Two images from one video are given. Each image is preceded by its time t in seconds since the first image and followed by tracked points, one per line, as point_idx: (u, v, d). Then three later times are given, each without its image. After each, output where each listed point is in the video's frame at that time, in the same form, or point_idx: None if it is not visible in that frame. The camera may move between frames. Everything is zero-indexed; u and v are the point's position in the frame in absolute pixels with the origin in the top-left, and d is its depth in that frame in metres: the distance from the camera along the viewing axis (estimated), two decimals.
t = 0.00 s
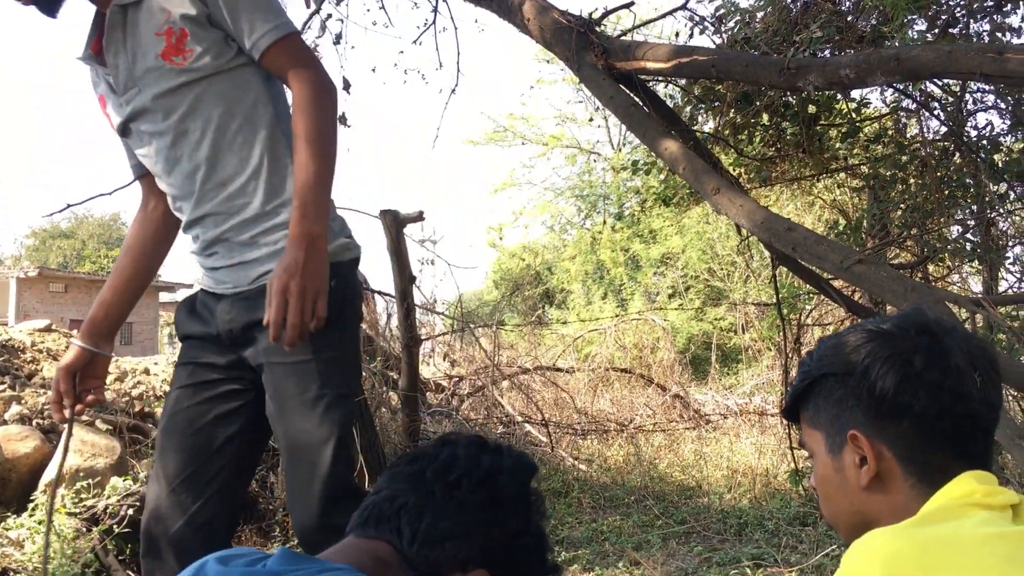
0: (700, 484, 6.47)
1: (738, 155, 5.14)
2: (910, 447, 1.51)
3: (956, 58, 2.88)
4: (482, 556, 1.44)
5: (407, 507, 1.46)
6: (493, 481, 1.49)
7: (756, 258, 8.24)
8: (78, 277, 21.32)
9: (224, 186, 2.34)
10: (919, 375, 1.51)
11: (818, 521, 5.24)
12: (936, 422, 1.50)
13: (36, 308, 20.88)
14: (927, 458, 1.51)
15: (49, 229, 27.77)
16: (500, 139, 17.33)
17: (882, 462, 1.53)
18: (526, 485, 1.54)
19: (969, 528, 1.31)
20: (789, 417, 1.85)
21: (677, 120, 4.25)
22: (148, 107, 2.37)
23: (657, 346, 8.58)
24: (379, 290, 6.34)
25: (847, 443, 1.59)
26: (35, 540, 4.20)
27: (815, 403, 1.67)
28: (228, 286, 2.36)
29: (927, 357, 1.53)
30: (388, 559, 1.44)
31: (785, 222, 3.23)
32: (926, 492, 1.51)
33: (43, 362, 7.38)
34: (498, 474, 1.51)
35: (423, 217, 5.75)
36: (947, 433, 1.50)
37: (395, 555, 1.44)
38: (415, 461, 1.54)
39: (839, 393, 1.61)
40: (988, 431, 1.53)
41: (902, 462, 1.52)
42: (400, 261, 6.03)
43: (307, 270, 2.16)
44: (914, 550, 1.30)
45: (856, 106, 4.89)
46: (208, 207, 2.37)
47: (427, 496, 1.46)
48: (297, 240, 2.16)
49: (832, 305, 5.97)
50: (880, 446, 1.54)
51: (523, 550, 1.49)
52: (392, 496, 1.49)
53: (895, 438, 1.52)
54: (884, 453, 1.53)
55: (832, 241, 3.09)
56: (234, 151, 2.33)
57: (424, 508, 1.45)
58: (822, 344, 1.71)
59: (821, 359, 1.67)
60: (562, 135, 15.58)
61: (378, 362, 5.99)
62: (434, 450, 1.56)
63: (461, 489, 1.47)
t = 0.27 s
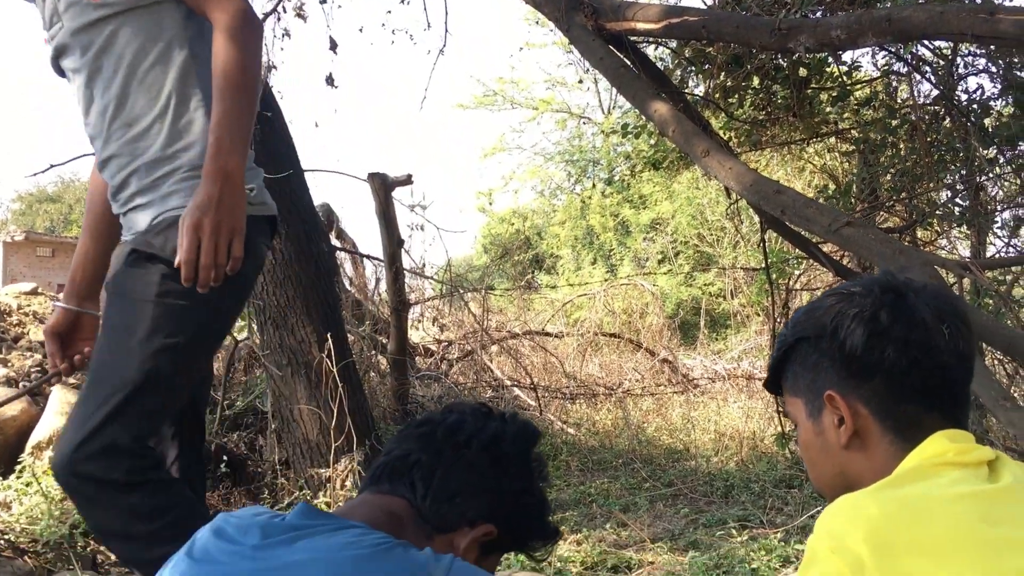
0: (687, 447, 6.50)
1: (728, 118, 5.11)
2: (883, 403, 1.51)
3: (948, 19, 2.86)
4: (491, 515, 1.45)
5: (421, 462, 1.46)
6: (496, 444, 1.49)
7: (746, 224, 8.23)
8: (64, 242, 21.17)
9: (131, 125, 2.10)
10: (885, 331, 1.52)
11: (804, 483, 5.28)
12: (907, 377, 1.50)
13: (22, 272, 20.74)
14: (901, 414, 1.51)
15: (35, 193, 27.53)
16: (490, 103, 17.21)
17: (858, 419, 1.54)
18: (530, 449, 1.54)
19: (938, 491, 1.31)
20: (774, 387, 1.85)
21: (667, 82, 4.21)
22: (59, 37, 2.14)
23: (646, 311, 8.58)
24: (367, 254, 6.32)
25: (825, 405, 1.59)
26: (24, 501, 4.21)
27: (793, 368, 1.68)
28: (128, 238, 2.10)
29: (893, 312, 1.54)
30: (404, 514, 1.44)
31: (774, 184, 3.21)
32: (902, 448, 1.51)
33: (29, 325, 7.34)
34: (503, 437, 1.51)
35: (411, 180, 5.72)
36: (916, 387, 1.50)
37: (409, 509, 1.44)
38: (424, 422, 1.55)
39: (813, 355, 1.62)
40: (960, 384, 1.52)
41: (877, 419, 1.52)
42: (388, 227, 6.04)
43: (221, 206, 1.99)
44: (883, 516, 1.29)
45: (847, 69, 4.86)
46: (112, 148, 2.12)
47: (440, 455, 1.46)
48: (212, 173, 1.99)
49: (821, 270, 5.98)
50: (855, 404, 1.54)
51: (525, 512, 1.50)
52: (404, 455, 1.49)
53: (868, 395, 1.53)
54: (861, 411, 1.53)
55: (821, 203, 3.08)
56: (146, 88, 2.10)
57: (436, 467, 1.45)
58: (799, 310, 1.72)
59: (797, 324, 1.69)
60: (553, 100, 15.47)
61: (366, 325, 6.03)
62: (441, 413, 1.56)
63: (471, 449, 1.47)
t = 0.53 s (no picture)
0: (675, 406, 6.53)
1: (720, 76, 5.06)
2: (854, 357, 1.50)
3: None
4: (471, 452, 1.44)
5: (400, 408, 1.45)
6: (469, 386, 1.49)
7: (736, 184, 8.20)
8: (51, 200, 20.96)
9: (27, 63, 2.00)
10: (851, 288, 1.53)
11: (791, 442, 5.32)
12: (879, 331, 1.50)
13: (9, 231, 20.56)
14: (872, 367, 1.50)
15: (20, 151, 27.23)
16: (480, 61, 17.03)
17: (832, 375, 1.53)
18: (504, 394, 1.54)
19: (903, 442, 1.31)
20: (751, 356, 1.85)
21: (658, 38, 4.16)
22: None
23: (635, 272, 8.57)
24: (356, 213, 6.29)
25: (799, 365, 1.58)
26: (10, 457, 4.20)
27: (767, 333, 1.67)
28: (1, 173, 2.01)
29: (858, 267, 1.55)
30: (383, 459, 1.42)
31: (765, 141, 3.19)
32: (876, 403, 1.50)
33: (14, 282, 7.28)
34: (475, 379, 1.51)
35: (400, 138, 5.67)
36: (886, 342, 1.50)
37: (388, 454, 1.43)
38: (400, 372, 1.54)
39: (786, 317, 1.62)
40: (931, 336, 1.52)
41: (850, 373, 1.51)
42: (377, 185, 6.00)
43: (110, 187, 1.94)
44: (849, 467, 1.30)
45: (841, 27, 4.81)
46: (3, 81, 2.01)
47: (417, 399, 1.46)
48: (103, 152, 1.94)
49: (811, 230, 5.97)
50: (828, 360, 1.53)
51: (503, 452, 1.49)
52: (381, 401, 1.47)
53: (840, 349, 1.52)
54: (834, 367, 1.53)
55: (813, 160, 3.06)
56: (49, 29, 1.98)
57: (413, 410, 1.44)
58: (769, 276, 1.73)
59: (769, 288, 1.69)
60: (544, 58, 15.32)
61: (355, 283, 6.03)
62: (420, 362, 1.56)
63: (449, 393, 1.47)
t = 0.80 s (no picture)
0: (668, 370, 6.53)
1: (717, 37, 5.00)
2: (846, 321, 1.38)
3: None
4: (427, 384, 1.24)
5: (339, 347, 1.23)
6: (413, 307, 1.27)
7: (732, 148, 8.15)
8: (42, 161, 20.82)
9: None
10: (837, 250, 1.42)
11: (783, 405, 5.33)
12: (870, 293, 1.39)
13: None
14: (865, 330, 1.38)
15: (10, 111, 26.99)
16: (475, 22, 16.87)
17: (823, 341, 1.41)
18: (458, 315, 1.31)
19: (907, 399, 1.23)
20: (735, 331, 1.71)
21: None
22: None
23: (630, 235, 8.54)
24: (349, 174, 6.23)
25: (787, 333, 1.45)
26: None
27: (751, 301, 1.54)
28: None
29: (845, 230, 1.45)
30: (326, 404, 1.22)
31: (764, 101, 3.14)
32: (870, 368, 1.39)
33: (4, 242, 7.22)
34: (420, 301, 1.28)
35: (392, 97, 5.60)
36: (879, 304, 1.39)
37: (333, 397, 1.23)
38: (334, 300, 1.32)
39: (771, 282, 1.49)
40: (923, 299, 1.43)
41: (841, 338, 1.39)
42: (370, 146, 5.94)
43: None
44: (853, 421, 1.21)
45: None
46: None
47: (355, 329, 1.24)
48: None
49: (806, 195, 5.94)
50: (819, 324, 1.41)
51: (463, 374, 1.28)
52: (322, 339, 1.26)
53: (831, 313, 1.40)
54: (824, 332, 1.41)
55: (811, 122, 3.02)
56: None
57: (352, 345, 1.23)
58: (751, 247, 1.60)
59: (752, 260, 1.56)
60: (539, 19, 15.17)
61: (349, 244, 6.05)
62: (364, 287, 1.33)
63: (394, 321, 1.24)
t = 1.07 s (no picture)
0: (666, 343, 6.51)
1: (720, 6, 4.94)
2: (871, 287, 1.35)
3: None
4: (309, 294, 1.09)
5: (208, 289, 1.12)
6: (269, 215, 1.11)
7: (732, 121, 8.09)
8: (36, 130, 20.63)
9: None
10: (867, 215, 1.39)
11: (781, 380, 5.33)
12: (898, 258, 1.36)
13: None
14: (890, 296, 1.35)
15: (4, 79, 26.74)
16: None
17: (846, 307, 1.37)
18: (314, 196, 1.14)
19: (945, 366, 1.19)
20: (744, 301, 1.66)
21: None
22: None
23: (628, 208, 8.49)
24: (346, 144, 6.18)
25: (808, 299, 1.40)
26: None
27: (765, 265, 1.50)
28: None
29: (876, 195, 1.41)
30: (223, 345, 1.12)
31: (767, 71, 3.10)
32: (892, 335, 1.35)
33: None
34: (273, 206, 1.12)
35: (390, 66, 5.53)
36: (908, 270, 1.36)
37: (225, 333, 1.12)
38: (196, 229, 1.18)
39: (790, 245, 1.45)
40: (949, 269, 1.41)
41: (867, 304, 1.35)
42: (367, 117, 5.89)
43: None
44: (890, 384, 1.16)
45: None
46: None
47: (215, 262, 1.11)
48: None
49: (806, 168, 5.89)
50: (842, 290, 1.37)
51: (350, 265, 1.12)
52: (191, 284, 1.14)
53: (857, 277, 1.36)
54: (848, 297, 1.37)
55: (815, 92, 2.98)
56: None
57: (216, 286, 1.11)
58: (768, 213, 1.56)
59: (770, 225, 1.52)
60: None
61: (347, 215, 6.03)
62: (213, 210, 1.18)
63: (247, 238, 1.10)
